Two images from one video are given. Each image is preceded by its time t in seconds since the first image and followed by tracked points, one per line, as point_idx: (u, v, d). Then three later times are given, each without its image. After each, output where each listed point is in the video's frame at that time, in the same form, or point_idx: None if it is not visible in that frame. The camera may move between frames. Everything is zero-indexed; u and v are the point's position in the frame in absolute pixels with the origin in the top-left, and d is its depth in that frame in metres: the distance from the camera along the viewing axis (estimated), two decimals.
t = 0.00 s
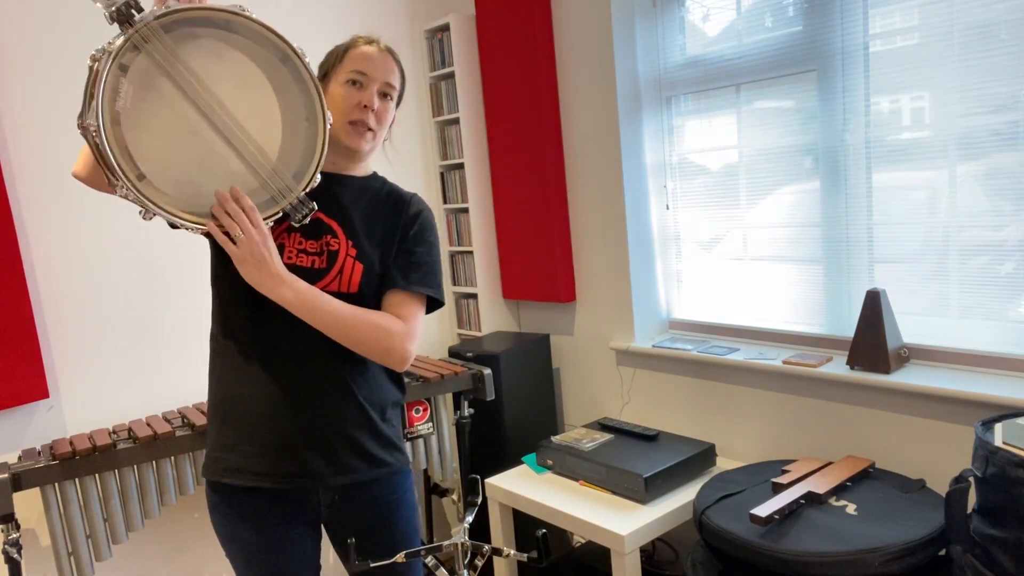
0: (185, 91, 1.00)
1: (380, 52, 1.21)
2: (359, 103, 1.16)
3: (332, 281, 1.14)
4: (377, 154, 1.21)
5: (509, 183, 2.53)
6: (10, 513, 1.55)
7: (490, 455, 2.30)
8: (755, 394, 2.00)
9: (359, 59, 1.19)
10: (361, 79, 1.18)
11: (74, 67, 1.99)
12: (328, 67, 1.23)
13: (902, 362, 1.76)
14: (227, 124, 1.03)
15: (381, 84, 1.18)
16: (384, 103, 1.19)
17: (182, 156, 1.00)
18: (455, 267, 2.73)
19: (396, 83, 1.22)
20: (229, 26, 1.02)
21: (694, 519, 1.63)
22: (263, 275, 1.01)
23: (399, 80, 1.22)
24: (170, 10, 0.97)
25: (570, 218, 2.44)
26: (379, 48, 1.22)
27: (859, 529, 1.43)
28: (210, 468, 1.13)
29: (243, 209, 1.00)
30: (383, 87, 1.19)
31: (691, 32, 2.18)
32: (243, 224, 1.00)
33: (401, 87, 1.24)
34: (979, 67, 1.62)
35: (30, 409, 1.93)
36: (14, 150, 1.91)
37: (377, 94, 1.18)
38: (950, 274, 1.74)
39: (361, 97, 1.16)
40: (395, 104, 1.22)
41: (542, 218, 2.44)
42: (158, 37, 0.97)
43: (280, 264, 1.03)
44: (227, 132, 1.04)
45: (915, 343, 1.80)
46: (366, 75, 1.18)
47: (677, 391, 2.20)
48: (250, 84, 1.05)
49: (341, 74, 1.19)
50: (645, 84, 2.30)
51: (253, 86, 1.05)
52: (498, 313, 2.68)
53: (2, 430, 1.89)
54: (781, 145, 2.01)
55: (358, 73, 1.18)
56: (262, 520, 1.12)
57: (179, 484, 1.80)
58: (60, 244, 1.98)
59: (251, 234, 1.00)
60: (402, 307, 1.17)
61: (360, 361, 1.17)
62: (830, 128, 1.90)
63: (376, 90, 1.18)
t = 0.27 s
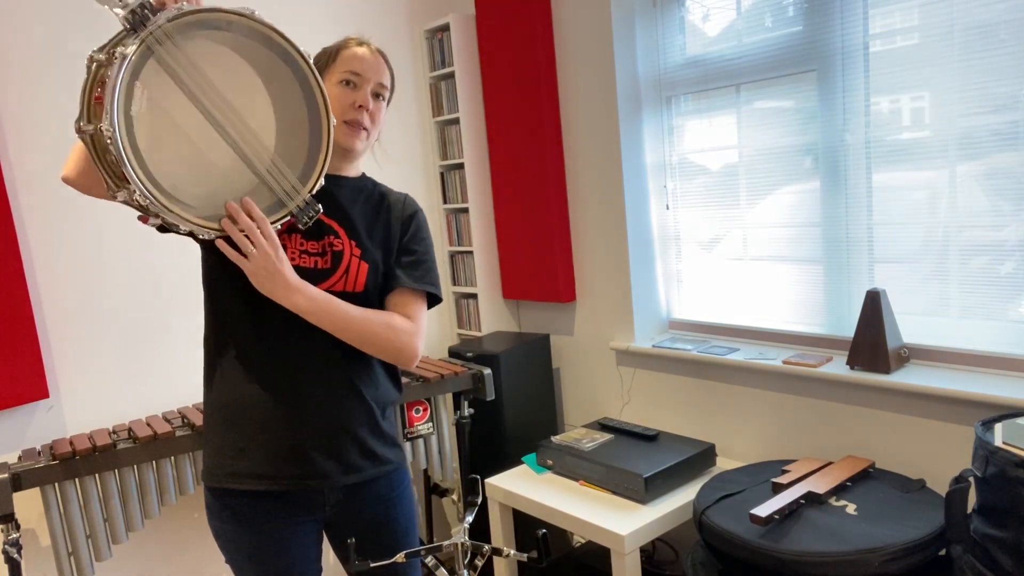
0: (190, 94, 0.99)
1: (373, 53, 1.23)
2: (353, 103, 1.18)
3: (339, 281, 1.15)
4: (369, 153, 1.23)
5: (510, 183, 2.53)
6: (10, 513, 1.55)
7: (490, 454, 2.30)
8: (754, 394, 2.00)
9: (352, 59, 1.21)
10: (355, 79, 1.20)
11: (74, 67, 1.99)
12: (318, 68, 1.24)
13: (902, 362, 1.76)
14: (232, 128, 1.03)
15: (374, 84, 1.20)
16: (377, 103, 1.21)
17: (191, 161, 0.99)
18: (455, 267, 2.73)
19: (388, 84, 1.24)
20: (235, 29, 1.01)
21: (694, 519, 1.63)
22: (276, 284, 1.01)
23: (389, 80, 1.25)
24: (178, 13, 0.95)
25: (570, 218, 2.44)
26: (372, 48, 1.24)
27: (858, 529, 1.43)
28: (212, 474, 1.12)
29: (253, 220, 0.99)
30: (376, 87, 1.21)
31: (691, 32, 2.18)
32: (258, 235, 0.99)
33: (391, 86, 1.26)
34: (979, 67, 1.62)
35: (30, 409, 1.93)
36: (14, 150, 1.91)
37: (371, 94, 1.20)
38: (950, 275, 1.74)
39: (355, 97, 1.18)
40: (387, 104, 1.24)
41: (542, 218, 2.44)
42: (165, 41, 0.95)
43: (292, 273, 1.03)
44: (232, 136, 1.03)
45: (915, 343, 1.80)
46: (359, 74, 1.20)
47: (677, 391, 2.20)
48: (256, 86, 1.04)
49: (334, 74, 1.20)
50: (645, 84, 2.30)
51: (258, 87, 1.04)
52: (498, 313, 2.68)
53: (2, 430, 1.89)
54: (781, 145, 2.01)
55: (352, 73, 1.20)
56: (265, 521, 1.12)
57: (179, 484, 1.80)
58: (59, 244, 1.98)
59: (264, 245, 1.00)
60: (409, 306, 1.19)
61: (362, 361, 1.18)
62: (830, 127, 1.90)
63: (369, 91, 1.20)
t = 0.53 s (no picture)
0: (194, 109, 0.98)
1: (370, 49, 1.22)
2: (355, 98, 1.17)
3: (347, 283, 1.15)
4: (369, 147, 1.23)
5: (510, 183, 2.53)
6: (10, 513, 1.55)
7: (490, 454, 2.30)
8: (754, 394, 2.00)
9: (350, 53, 1.19)
10: (353, 73, 1.18)
11: (74, 66, 1.99)
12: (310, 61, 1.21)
13: (902, 362, 1.76)
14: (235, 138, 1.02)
15: (373, 79, 1.20)
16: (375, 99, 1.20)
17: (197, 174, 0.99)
18: (455, 267, 2.73)
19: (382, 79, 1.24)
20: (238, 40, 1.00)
21: (694, 519, 1.63)
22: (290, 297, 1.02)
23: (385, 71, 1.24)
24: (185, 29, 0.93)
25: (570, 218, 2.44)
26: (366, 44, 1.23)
27: (858, 529, 1.43)
28: (218, 479, 1.10)
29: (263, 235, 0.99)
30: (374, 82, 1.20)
31: (691, 32, 2.18)
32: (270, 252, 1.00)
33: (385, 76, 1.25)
34: (978, 67, 1.62)
35: (30, 409, 1.93)
36: (14, 150, 1.91)
37: (370, 89, 1.19)
38: (949, 274, 1.74)
39: (356, 92, 1.17)
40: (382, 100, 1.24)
41: (542, 218, 2.44)
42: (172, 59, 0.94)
43: (303, 283, 1.04)
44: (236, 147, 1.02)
45: (915, 343, 1.80)
46: (358, 69, 1.18)
47: (677, 391, 2.20)
48: (259, 94, 1.03)
49: (333, 67, 1.18)
50: (645, 84, 2.30)
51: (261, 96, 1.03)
52: (498, 313, 2.68)
53: (3, 430, 1.89)
54: (781, 145, 2.01)
55: (351, 68, 1.18)
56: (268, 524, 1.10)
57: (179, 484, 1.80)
58: (59, 244, 1.98)
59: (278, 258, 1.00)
60: (414, 305, 1.22)
61: (363, 358, 1.18)
62: (830, 127, 1.90)
63: (368, 86, 1.19)
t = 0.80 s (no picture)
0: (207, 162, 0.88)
1: (364, 44, 1.20)
2: (356, 98, 1.16)
3: (355, 283, 1.16)
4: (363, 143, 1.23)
5: (509, 183, 2.53)
6: (10, 513, 1.55)
7: (490, 454, 2.30)
8: (755, 394, 2.00)
9: (347, 50, 1.17)
10: (352, 72, 1.16)
11: (74, 66, 1.99)
12: (303, 56, 1.17)
13: (902, 362, 1.76)
14: (246, 182, 0.94)
15: (372, 77, 1.19)
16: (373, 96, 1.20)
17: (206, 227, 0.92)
18: (455, 267, 2.73)
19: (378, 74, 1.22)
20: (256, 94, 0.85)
21: (694, 519, 1.63)
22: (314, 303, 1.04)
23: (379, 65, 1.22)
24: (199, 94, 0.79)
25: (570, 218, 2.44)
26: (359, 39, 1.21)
27: (859, 529, 1.43)
28: (226, 481, 1.10)
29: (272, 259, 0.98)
30: (372, 80, 1.19)
31: (691, 32, 2.18)
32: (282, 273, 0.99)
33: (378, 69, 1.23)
34: (979, 67, 1.62)
35: (30, 409, 1.93)
36: (14, 150, 1.91)
37: (368, 87, 1.18)
38: (949, 274, 1.74)
39: (355, 93, 1.16)
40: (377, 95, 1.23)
41: (542, 218, 2.44)
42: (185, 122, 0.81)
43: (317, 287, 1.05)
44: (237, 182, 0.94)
45: (915, 343, 1.80)
46: (356, 68, 1.16)
47: (677, 391, 2.20)
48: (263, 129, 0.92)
49: (332, 64, 1.15)
50: (645, 84, 2.30)
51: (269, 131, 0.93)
52: (498, 313, 2.68)
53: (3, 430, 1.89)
54: (781, 145, 2.01)
55: (350, 66, 1.16)
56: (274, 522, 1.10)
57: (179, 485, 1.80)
58: (59, 244, 1.98)
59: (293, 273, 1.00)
60: (419, 300, 1.26)
61: (365, 353, 1.18)
62: (830, 127, 1.90)
63: (366, 84, 1.18)
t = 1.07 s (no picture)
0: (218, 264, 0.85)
1: (340, 36, 1.24)
2: (334, 88, 1.18)
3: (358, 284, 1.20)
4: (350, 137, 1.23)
5: (509, 184, 2.53)
6: (10, 513, 1.55)
7: (490, 454, 2.30)
8: (755, 394, 2.00)
9: (323, 42, 1.21)
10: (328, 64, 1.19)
11: (74, 66, 1.99)
12: (283, 59, 1.23)
13: (901, 362, 1.76)
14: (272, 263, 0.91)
15: (349, 65, 1.21)
16: (353, 85, 1.22)
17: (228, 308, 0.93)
18: (455, 267, 2.73)
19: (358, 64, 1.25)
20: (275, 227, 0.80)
21: (694, 519, 1.63)
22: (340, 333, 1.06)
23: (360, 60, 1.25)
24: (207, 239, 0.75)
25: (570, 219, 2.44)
26: (337, 33, 1.25)
27: (859, 529, 1.43)
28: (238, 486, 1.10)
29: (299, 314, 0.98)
30: (350, 68, 1.22)
31: (691, 32, 2.18)
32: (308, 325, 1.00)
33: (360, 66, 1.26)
34: (978, 67, 1.63)
35: (30, 409, 1.93)
36: (14, 150, 1.91)
37: (347, 76, 1.21)
38: (949, 275, 1.74)
39: (332, 82, 1.18)
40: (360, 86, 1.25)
41: (542, 219, 2.44)
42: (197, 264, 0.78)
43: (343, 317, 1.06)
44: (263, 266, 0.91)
45: (914, 343, 1.80)
46: (331, 59, 1.20)
47: (676, 390, 2.20)
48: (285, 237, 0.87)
49: (309, 57, 1.20)
50: (645, 84, 2.30)
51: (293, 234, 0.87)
52: (497, 313, 2.69)
53: (3, 430, 1.89)
54: (781, 145, 2.01)
55: (327, 57, 1.20)
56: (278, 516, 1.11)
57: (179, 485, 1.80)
58: (59, 244, 1.98)
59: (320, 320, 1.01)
60: (414, 291, 1.30)
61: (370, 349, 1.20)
62: (830, 127, 1.90)
63: (345, 73, 1.20)
